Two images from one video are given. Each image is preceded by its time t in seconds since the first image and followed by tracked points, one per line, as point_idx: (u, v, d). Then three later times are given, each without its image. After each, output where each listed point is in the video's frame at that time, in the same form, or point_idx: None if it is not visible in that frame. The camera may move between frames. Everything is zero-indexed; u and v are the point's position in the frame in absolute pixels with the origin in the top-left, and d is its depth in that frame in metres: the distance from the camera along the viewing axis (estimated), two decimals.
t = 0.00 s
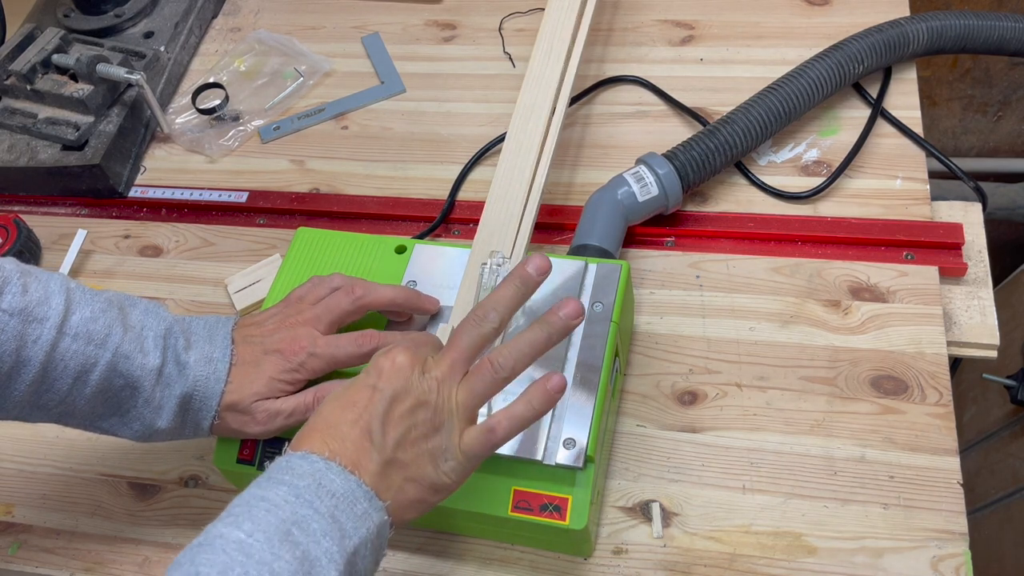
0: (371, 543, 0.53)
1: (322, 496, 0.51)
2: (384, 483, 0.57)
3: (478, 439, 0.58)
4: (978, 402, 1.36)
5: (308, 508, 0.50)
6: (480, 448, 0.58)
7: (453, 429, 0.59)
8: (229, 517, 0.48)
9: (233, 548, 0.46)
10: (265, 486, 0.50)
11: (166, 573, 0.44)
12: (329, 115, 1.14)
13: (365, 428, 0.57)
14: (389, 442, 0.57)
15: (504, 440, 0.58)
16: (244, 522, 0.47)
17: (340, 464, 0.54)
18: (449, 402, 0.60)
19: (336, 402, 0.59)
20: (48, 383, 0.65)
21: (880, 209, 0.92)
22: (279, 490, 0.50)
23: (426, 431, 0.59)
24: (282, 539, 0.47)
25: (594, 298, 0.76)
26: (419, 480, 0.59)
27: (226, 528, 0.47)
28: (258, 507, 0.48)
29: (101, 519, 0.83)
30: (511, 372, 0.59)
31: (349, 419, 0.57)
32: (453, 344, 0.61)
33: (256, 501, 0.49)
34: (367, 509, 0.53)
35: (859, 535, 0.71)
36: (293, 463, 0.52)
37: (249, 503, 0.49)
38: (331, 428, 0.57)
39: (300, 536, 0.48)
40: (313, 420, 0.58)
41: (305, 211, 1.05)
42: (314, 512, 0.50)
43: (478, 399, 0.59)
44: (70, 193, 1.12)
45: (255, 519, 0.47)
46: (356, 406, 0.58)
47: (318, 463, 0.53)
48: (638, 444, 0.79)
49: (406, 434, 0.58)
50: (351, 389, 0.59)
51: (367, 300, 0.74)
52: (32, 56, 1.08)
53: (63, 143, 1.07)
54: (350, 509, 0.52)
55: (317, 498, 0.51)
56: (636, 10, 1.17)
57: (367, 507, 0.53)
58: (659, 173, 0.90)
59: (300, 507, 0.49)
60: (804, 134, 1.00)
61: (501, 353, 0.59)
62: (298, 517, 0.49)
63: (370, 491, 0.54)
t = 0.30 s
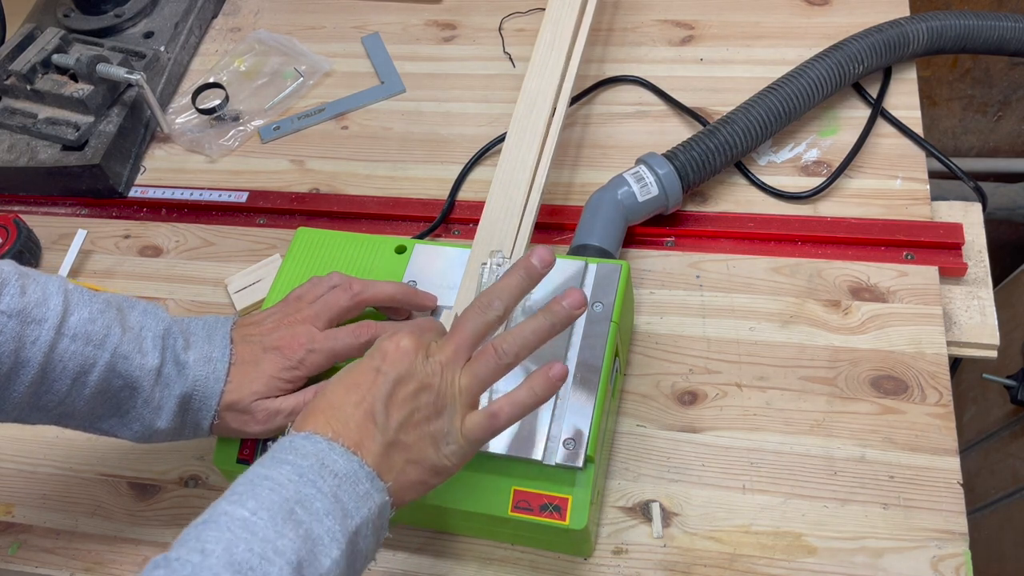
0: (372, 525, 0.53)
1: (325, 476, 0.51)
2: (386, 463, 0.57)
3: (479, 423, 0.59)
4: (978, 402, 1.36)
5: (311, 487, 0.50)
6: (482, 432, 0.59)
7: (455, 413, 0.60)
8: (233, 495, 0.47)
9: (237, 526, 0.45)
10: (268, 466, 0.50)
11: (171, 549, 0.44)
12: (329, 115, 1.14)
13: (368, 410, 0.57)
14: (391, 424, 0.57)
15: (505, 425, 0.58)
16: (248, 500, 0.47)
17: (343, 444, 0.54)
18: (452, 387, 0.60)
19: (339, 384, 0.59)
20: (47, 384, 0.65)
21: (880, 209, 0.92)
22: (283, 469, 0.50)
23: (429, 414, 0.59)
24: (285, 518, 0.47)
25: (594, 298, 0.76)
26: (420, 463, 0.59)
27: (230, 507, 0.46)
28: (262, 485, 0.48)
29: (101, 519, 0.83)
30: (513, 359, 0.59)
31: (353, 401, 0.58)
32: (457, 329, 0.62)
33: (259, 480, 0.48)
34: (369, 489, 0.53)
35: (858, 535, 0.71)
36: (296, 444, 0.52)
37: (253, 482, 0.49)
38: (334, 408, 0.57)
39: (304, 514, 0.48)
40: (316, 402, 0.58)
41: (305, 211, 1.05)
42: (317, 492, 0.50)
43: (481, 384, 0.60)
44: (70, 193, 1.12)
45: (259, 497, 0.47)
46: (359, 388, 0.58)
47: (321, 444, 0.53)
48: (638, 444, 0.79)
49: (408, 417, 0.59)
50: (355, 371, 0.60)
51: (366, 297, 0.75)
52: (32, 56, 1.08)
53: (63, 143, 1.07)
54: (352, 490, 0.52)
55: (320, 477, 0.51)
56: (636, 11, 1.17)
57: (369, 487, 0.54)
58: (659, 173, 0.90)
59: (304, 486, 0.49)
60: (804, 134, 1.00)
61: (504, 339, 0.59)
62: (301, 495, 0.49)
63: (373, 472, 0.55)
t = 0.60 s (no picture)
0: (385, 469, 0.52)
1: (338, 425, 0.50)
2: (397, 412, 0.56)
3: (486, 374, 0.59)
4: (978, 402, 1.36)
5: (325, 433, 0.48)
6: (489, 382, 0.59)
7: (462, 364, 0.59)
8: (249, 440, 0.47)
9: (252, 469, 0.45)
10: (282, 412, 0.49)
11: (190, 490, 0.44)
12: (329, 115, 1.14)
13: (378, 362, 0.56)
14: (400, 373, 0.56)
15: (512, 374, 0.59)
16: (263, 445, 0.46)
17: (354, 394, 0.52)
18: (461, 339, 0.60)
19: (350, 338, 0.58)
20: (47, 384, 0.65)
21: (880, 209, 0.92)
22: (297, 416, 0.48)
23: (437, 366, 0.59)
24: (299, 463, 0.46)
25: (594, 298, 0.76)
26: (429, 413, 0.59)
27: (245, 450, 0.46)
28: (275, 432, 0.47)
29: (101, 519, 0.83)
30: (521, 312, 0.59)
31: (363, 353, 0.56)
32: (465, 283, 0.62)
33: (274, 426, 0.48)
34: (381, 437, 0.52)
35: (859, 535, 0.71)
36: (308, 393, 0.51)
37: (267, 427, 0.48)
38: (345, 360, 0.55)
39: (317, 460, 0.47)
40: (326, 355, 0.57)
41: (305, 211, 1.05)
42: (331, 437, 0.49)
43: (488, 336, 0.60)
44: (70, 193, 1.12)
45: (273, 442, 0.46)
46: (370, 341, 0.57)
47: (333, 393, 0.51)
48: (639, 444, 0.79)
49: (417, 368, 0.58)
50: (366, 325, 0.59)
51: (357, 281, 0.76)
52: (32, 56, 1.08)
53: (63, 143, 1.07)
54: (365, 437, 0.51)
55: (333, 424, 0.49)
56: (637, 11, 1.17)
57: (380, 435, 0.52)
58: (659, 173, 0.90)
59: (317, 433, 0.48)
60: (804, 134, 1.00)
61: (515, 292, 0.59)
62: (314, 441, 0.48)
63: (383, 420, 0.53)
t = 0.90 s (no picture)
0: (394, 409, 0.54)
1: (348, 365, 0.51)
2: (404, 354, 0.57)
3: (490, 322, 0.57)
4: (978, 402, 1.36)
5: (336, 372, 0.50)
6: (493, 329, 0.57)
7: (467, 310, 0.58)
8: (263, 378, 0.49)
9: (268, 404, 0.46)
10: (294, 353, 0.50)
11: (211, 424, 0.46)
12: (329, 115, 1.14)
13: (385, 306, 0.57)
14: (405, 319, 0.57)
15: (516, 320, 0.57)
16: (278, 382, 0.48)
17: (362, 338, 0.54)
18: (465, 286, 0.58)
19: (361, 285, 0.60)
20: (46, 385, 0.65)
21: (880, 209, 0.92)
22: (308, 357, 0.50)
23: (442, 311, 0.58)
24: (313, 399, 0.48)
25: (594, 298, 0.76)
26: (436, 356, 0.59)
27: (261, 388, 0.48)
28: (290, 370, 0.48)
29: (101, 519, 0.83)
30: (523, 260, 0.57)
31: (371, 299, 0.58)
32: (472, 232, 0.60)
33: (288, 365, 0.49)
34: (389, 377, 0.53)
35: (859, 535, 0.71)
36: (318, 336, 0.52)
37: (281, 367, 0.49)
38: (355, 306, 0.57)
39: (330, 397, 0.48)
40: (337, 303, 0.59)
41: (305, 211, 1.05)
42: (342, 376, 0.50)
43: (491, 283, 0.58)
44: (70, 193, 1.12)
45: (287, 379, 0.48)
46: (377, 286, 0.58)
47: (343, 336, 0.53)
48: (639, 444, 0.79)
49: (423, 312, 0.58)
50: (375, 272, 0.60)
51: (352, 277, 0.79)
52: (32, 56, 1.08)
53: (63, 143, 1.07)
54: (374, 377, 0.52)
55: (344, 364, 0.51)
56: (636, 11, 1.17)
57: (389, 376, 0.53)
58: (659, 173, 0.90)
59: (329, 373, 0.49)
60: (804, 134, 1.00)
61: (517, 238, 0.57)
62: (326, 379, 0.49)
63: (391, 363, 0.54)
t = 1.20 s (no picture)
0: (409, 334, 0.55)
1: (362, 292, 0.52)
2: (415, 282, 0.59)
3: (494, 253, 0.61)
4: (978, 402, 1.36)
5: (351, 296, 0.51)
6: (498, 260, 0.61)
7: (474, 243, 0.62)
8: (284, 304, 0.50)
9: (288, 323, 0.48)
10: (313, 281, 0.52)
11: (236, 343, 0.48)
12: (329, 115, 1.14)
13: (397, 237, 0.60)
14: (416, 249, 0.60)
15: (520, 251, 0.61)
16: (297, 305, 0.49)
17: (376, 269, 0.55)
18: (472, 220, 0.62)
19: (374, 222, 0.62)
20: (46, 385, 0.65)
21: (880, 210, 0.92)
22: (325, 284, 0.51)
23: (450, 245, 0.61)
24: (330, 319, 0.49)
25: (594, 298, 0.76)
26: (443, 287, 0.61)
27: (280, 310, 0.49)
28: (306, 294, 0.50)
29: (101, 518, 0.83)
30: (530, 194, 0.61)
31: (383, 232, 0.60)
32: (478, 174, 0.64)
33: (305, 292, 0.51)
34: (401, 305, 0.54)
35: (859, 535, 0.71)
36: (334, 267, 0.53)
37: (299, 294, 0.51)
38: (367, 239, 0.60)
39: (346, 319, 0.50)
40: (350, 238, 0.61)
41: (305, 211, 1.05)
42: (357, 302, 0.51)
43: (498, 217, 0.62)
44: (70, 193, 1.12)
45: (305, 302, 0.50)
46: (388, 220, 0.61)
47: (357, 266, 0.54)
48: (639, 444, 0.79)
49: (432, 244, 0.61)
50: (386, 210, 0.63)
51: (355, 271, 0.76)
52: (32, 55, 1.08)
53: (63, 143, 1.07)
54: (387, 304, 0.53)
55: (358, 291, 0.52)
56: (637, 10, 1.17)
57: (401, 304, 0.55)
58: (659, 173, 0.90)
59: (343, 298, 0.51)
60: (804, 134, 1.00)
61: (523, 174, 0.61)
62: (342, 304, 0.50)
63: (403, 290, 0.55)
